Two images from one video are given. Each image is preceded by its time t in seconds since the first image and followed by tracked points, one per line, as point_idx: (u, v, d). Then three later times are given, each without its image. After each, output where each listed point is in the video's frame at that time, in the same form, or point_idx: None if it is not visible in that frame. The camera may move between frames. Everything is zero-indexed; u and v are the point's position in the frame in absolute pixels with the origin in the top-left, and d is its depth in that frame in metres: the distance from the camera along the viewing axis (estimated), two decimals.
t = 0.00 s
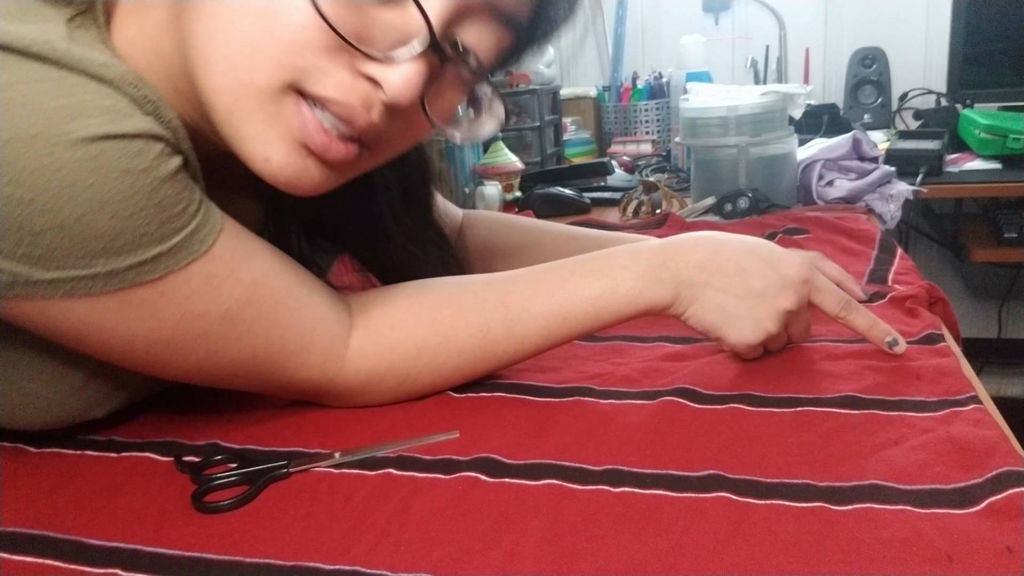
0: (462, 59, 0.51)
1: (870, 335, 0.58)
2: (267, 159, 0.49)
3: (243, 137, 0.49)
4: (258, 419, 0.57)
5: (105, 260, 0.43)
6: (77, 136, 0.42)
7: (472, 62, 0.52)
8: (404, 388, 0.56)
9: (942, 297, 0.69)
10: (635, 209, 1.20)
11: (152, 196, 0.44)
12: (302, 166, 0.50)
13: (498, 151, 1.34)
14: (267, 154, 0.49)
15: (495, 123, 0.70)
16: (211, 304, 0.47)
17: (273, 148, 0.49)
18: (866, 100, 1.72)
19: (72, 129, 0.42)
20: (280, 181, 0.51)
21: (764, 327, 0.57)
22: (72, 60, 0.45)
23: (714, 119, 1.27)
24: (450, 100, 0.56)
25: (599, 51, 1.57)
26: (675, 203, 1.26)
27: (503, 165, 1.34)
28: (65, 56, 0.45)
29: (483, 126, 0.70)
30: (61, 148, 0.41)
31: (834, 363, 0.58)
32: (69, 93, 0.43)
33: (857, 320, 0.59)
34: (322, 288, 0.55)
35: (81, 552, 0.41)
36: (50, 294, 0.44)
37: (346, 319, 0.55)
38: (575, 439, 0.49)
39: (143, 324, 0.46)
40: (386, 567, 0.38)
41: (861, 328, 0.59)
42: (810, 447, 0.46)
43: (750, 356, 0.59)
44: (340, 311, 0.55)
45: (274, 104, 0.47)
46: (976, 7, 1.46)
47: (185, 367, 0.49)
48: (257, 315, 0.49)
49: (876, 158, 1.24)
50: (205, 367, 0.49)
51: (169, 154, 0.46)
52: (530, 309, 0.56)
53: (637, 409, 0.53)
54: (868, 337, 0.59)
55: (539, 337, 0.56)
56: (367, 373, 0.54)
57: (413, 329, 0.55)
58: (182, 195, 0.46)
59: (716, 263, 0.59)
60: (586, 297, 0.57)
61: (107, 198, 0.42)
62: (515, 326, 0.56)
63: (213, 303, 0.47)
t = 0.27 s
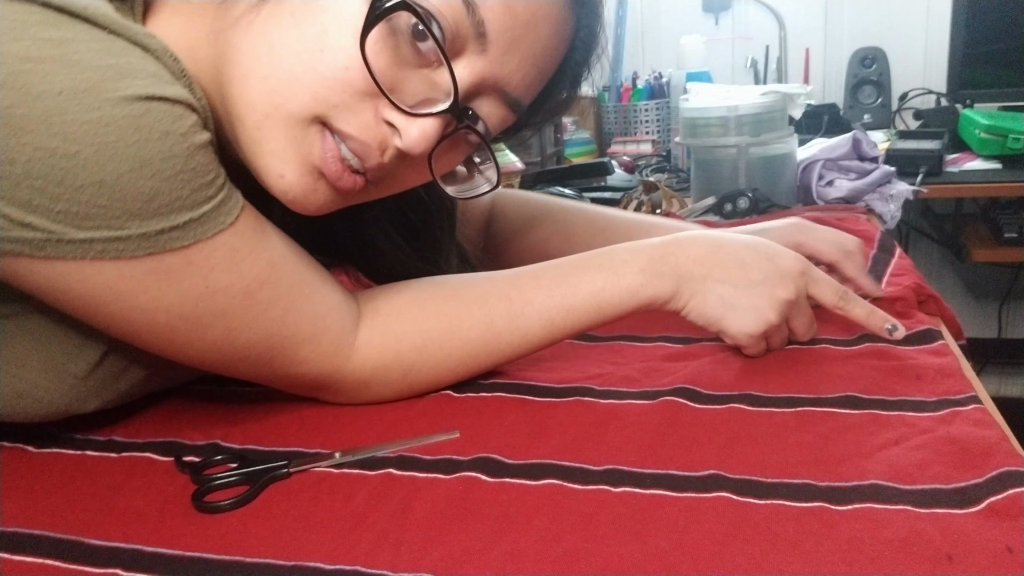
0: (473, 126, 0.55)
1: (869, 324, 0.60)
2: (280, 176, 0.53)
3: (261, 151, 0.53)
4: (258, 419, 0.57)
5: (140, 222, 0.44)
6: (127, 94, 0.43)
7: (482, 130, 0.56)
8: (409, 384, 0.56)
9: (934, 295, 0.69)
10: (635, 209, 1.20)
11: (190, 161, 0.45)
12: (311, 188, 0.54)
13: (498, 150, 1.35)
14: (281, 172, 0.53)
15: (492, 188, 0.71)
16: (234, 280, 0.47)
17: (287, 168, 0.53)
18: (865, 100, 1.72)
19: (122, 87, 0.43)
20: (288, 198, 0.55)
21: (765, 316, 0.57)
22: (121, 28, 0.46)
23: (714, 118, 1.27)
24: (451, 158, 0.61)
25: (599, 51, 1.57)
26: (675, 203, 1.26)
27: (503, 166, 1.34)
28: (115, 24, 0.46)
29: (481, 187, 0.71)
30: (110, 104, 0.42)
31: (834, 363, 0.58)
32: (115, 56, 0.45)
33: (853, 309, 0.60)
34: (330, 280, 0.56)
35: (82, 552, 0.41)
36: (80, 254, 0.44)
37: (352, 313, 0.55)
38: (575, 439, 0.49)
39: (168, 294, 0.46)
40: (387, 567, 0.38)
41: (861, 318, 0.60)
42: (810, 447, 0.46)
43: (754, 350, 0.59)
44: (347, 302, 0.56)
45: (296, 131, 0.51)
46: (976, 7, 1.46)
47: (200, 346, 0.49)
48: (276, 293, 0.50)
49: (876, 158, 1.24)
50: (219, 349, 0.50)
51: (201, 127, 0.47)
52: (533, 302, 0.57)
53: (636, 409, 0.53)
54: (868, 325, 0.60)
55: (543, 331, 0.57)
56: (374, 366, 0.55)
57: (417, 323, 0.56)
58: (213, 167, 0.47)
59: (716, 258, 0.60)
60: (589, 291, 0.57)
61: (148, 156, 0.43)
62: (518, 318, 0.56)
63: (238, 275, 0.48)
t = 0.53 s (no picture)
0: (472, 119, 0.55)
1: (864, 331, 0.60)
2: (268, 162, 0.53)
3: (251, 136, 0.53)
4: (259, 419, 0.57)
5: (143, 215, 0.44)
6: (133, 87, 0.44)
7: (481, 123, 0.57)
8: (408, 383, 0.56)
9: (940, 295, 0.69)
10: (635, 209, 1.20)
11: (194, 155, 0.45)
12: (297, 175, 0.54)
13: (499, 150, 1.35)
14: (268, 158, 0.53)
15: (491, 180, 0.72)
16: (236, 275, 0.48)
17: (274, 153, 0.53)
18: (866, 100, 1.72)
19: (130, 82, 0.44)
20: (275, 185, 0.55)
21: (765, 318, 0.57)
22: (128, 23, 0.48)
23: (714, 119, 1.27)
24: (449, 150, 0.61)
25: (599, 51, 1.57)
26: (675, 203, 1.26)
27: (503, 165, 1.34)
28: (123, 19, 0.48)
29: (480, 178, 0.72)
30: (118, 97, 0.43)
31: (834, 363, 0.58)
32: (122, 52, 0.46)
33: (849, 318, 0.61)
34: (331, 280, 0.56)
35: (82, 551, 0.41)
36: (83, 247, 0.44)
37: (352, 312, 0.55)
38: (575, 438, 0.49)
39: (169, 288, 0.46)
40: (387, 567, 0.38)
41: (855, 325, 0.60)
42: (809, 448, 0.46)
43: (753, 350, 0.59)
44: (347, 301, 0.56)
45: (290, 119, 0.51)
46: (976, 7, 1.46)
47: (200, 341, 0.49)
48: (276, 289, 0.50)
49: (876, 158, 1.24)
50: (218, 344, 0.49)
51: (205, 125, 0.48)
52: (532, 301, 0.57)
53: (636, 409, 0.53)
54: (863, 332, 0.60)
55: (542, 331, 0.57)
56: (373, 363, 0.54)
57: (416, 320, 0.56)
58: (216, 162, 0.47)
59: (717, 261, 0.60)
60: (589, 292, 0.57)
61: (153, 150, 0.43)
62: (518, 317, 0.56)
63: (239, 270, 0.48)
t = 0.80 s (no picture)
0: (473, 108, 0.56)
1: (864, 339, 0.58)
2: (280, 153, 0.53)
3: (257, 130, 0.52)
4: (259, 419, 0.57)
5: (143, 218, 0.44)
6: (134, 91, 0.44)
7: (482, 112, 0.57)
8: (408, 382, 0.56)
9: (940, 295, 0.68)
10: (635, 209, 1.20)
11: (194, 158, 0.45)
12: (307, 167, 0.54)
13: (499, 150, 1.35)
14: (279, 150, 0.53)
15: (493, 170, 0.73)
16: (235, 277, 0.47)
17: (286, 145, 0.53)
18: (866, 100, 1.73)
19: (131, 85, 0.44)
20: (282, 179, 0.55)
21: (760, 322, 0.58)
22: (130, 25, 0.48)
23: (714, 119, 1.27)
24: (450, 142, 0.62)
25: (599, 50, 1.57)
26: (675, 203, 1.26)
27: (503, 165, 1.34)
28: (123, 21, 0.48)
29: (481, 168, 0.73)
30: (119, 100, 0.43)
31: (835, 363, 0.58)
32: (122, 55, 0.46)
33: (848, 321, 0.59)
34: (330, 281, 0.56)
35: (83, 552, 0.41)
36: (82, 250, 0.44)
37: (350, 312, 0.55)
38: (575, 438, 0.49)
39: (170, 289, 0.46)
40: (387, 567, 0.38)
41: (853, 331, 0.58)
42: (810, 448, 0.46)
43: (751, 351, 0.59)
44: (344, 300, 0.56)
45: (294, 111, 0.51)
46: (976, 8, 1.46)
47: (199, 342, 0.49)
48: (275, 288, 0.49)
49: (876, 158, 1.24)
50: (217, 345, 0.49)
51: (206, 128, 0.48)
52: (530, 301, 0.57)
53: (636, 409, 0.53)
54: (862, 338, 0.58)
55: (541, 330, 0.57)
56: (371, 363, 0.55)
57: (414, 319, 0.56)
58: (215, 165, 0.47)
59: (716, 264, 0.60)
60: (587, 291, 0.57)
61: (153, 153, 0.43)
62: (517, 315, 0.56)
63: (239, 270, 0.48)
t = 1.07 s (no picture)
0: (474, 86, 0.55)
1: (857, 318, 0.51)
2: (275, 143, 0.54)
3: (255, 119, 0.53)
4: (258, 418, 0.57)
5: (144, 217, 0.44)
6: (138, 89, 0.44)
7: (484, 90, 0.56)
8: (407, 383, 0.56)
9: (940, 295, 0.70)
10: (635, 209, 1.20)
11: (197, 157, 0.45)
12: (305, 155, 0.55)
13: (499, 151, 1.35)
14: (275, 139, 0.53)
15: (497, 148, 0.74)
16: (235, 277, 0.47)
17: (282, 136, 0.53)
18: (866, 100, 1.73)
19: (134, 83, 0.44)
20: (283, 168, 0.56)
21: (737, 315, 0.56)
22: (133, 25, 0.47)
23: (715, 118, 1.27)
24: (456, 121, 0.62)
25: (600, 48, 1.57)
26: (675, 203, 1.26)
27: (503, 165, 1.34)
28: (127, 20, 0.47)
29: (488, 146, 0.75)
30: (122, 98, 0.43)
31: (835, 363, 0.58)
32: (126, 52, 0.45)
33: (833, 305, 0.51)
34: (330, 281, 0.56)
35: (83, 551, 0.41)
36: (83, 248, 0.44)
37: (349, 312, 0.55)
38: (575, 438, 0.49)
39: (168, 290, 0.46)
40: (387, 567, 0.38)
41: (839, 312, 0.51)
42: (809, 448, 0.46)
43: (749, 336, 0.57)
44: (343, 301, 0.56)
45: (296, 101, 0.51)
46: (976, 8, 1.46)
47: (197, 341, 0.49)
48: (275, 290, 0.49)
49: (876, 158, 1.24)
50: (216, 345, 0.50)
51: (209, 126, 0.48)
52: (530, 306, 0.57)
53: (636, 409, 0.53)
54: (852, 317, 0.51)
55: (539, 333, 0.57)
56: (370, 364, 0.54)
57: (413, 323, 0.56)
58: (217, 163, 0.47)
59: (694, 266, 0.56)
60: (586, 294, 0.57)
61: (155, 153, 0.43)
62: (516, 320, 0.56)
63: (240, 271, 0.48)
